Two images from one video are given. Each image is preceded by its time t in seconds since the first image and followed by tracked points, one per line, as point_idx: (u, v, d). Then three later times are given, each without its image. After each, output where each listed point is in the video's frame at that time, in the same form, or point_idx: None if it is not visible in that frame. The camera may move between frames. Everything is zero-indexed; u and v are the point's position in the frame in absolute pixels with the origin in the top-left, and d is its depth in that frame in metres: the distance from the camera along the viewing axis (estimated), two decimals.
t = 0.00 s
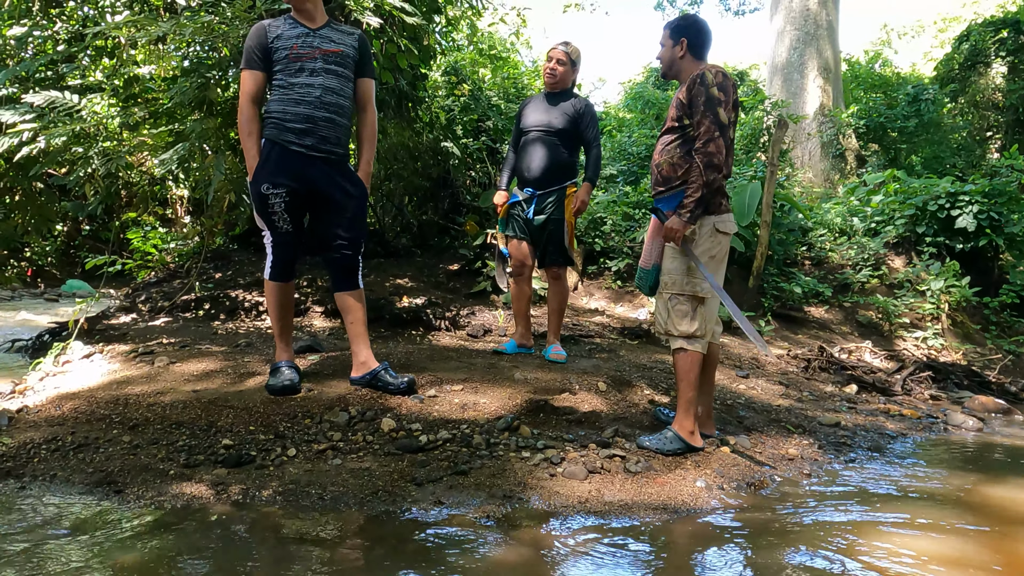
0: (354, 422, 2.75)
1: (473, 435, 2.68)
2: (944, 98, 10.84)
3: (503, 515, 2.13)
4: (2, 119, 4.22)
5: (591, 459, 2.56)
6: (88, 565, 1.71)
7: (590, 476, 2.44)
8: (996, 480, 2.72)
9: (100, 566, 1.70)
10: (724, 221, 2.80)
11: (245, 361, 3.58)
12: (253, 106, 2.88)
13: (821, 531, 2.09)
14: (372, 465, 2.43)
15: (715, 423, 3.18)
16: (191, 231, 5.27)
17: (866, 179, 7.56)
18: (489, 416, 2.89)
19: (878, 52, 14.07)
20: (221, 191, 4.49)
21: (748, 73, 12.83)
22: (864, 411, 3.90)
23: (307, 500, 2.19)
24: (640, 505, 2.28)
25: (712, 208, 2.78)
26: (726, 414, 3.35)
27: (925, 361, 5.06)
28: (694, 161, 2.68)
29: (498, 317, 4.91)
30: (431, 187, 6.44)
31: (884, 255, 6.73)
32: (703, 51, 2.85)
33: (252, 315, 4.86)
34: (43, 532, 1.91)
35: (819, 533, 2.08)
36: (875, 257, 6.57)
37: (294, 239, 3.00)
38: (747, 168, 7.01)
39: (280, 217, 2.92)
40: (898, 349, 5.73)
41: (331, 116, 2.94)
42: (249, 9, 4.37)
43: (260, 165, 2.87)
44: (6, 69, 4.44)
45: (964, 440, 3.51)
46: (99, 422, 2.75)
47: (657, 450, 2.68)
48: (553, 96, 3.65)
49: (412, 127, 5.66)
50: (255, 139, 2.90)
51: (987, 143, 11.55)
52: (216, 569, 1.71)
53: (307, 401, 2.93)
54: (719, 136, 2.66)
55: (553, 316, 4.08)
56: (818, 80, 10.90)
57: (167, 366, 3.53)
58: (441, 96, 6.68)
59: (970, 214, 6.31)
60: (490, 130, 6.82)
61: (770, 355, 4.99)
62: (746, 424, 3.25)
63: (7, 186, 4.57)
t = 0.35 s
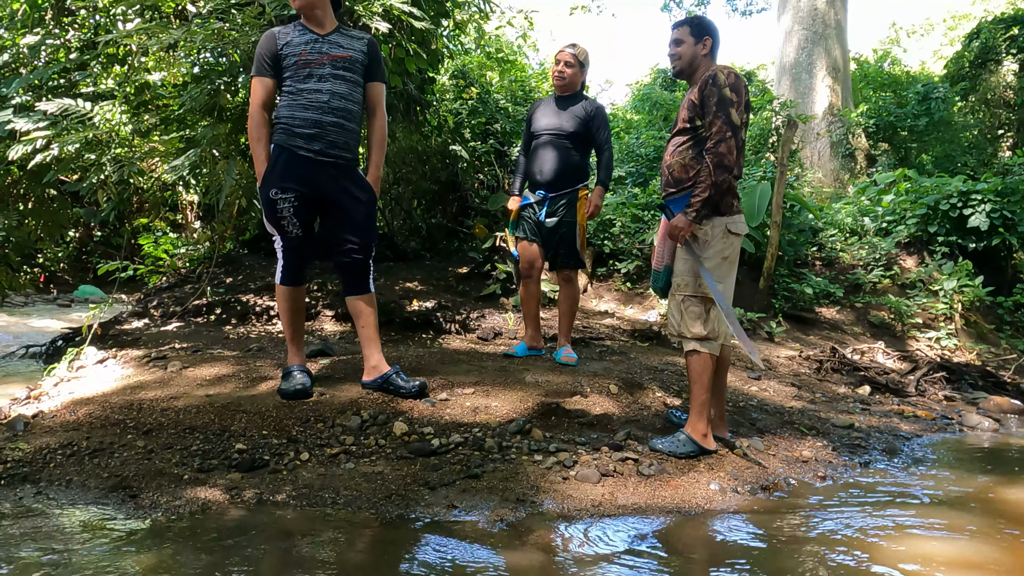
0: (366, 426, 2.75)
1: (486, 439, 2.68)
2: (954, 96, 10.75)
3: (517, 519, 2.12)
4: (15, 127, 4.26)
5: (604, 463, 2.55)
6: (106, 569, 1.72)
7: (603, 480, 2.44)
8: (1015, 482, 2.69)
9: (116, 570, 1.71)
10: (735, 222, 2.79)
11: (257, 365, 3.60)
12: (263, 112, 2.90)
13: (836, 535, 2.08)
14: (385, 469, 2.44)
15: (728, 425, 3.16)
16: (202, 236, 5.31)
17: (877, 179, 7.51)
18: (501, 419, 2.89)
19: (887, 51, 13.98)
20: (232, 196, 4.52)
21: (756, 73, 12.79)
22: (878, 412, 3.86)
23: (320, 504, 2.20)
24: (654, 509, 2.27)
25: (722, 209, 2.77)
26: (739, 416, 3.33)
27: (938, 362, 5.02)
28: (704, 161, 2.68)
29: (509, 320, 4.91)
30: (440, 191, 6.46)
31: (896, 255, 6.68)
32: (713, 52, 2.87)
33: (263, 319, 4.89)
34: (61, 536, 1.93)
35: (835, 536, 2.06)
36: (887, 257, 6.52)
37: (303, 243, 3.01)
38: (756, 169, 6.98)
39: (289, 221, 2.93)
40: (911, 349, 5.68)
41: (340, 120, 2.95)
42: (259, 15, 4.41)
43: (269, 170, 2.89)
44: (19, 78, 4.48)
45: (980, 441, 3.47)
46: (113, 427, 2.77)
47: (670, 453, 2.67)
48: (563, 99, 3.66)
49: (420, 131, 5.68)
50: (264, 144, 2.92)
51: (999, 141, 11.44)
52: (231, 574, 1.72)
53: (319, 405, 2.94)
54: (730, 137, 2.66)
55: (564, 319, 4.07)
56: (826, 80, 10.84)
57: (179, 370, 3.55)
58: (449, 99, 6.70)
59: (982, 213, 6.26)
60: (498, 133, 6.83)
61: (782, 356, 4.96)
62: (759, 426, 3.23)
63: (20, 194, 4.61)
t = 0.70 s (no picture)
0: (376, 428, 2.77)
1: (496, 440, 2.68)
2: (964, 94, 10.67)
3: (528, 521, 2.13)
4: (27, 132, 4.28)
5: (614, 464, 2.55)
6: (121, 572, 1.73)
7: (613, 481, 2.44)
8: None
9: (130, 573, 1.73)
10: (745, 223, 2.78)
11: (267, 368, 3.62)
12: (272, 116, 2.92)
13: (848, 536, 2.07)
14: (396, 471, 2.44)
15: (738, 426, 3.15)
16: (212, 239, 5.35)
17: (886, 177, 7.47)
18: (511, 421, 2.89)
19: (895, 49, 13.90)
20: (241, 200, 4.55)
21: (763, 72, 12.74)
22: (889, 412, 3.84)
23: (332, 506, 2.21)
24: (666, 510, 2.27)
25: (731, 209, 2.76)
26: (748, 417, 3.32)
27: (949, 361, 4.99)
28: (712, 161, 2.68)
29: (517, 321, 4.92)
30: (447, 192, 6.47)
31: (905, 254, 6.64)
32: (721, 53, 2.87)
33: (273, 322, 4.91)
34: (76, 539, 1.94)
35: (847, 537, 2.06)
36: (896, 256, 6.49)
37: (312, 246, 3.02)
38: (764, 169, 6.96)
39: (298, 224, 2.94)
40: (922, 349, 5.65)
41: (347, 124, 2.96)
42: (267, 19, 4.45)
43: (279, 174, 2.91)
44: (31, 83, 4.49)
45: (992, 441, 3.45)
46: (127, 429, 2.80)
47: (680, 454, 2.67)
48: (575, 101, 3.66)
49: (428, 133, 5.70)
50: (273, 148, 2.94)
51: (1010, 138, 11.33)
52: None
53: (328, 407, 2.95)
54: (739, 136, 2.65)
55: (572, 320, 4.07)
56: (834, 78, 10.80)
57: (191, 373, 3.57)
58: (455, 101, 6.72)
59: (993, 211, 6.21)
60: (504, 134, 6.85)
61: (792, 357, 4.95)
62: (770, 427, 3.21)
63: (32, 198, 4.65)
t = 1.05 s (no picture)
0: (386, 424, 2.77)
1: (505, 436, 2.68)
2: (976, 89, 10.58)
3: (538, 517, 2.12)
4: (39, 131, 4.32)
5: (623, 460, 2.55)
6: (134, 565, 1.74)
7: (623, 477, 2.43)
8: None
9: (143, 566, 1.74)
10: (757, 218, 2.76)
11: (277, 365, 3.63)
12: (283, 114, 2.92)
13: (861, 532, 2.05)
14: (405, 467, 2.45)
15: (748, 423, 3.13)
16: (222, 237, 5.38)
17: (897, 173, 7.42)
18: (520, 417, 2.89)
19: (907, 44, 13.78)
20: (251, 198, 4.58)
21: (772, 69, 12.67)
22: (901, 409, 3.81)
23: (342, 501, 2.21)
24: (676, 506, 2.26)
25: (742, 205, 2.74)
26: (759, 413, 3.30)
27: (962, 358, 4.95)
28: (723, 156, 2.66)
29: (526, 319, 4.92)
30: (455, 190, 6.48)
31: (917, 251, 6.58)
32: (730, 48, 2.85)
33: (283, 319, 4.93)
34: (90, 533, 1.96)
35: (860, 533, 2.04)
36: (907, 252, 6.44)
37: (323, 243, 3.03)
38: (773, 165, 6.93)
39: (309, 221, 2.95)
40: (933, 346, 5.60)
41: (358, 121, 2.97)
42: (276, 17, 4.48)
43: (290, 171, 2.92)
44: (44, 83, 4.54)
45: (1006, 437, 3.42)
46: (138, 425, 2.82)
47: (690, 450, 2.65)
48: (585, 96, 3.65)
49: (436, 131, 5.71)
50: (283, 146, 2.94)
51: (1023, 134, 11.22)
52: (258, 569, 1.74)
53: (338, 404, 2.96)
54: (748, 130, 2.64)
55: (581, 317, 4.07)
56: (844, 74, 10.72)
57: (201, 370, 3.59)
58: (463, 99, 6.72)
59: (1006, 207, 6.16)
60: (512, 132, 6.85)
61: (802, 354, 4.92)
62: (780, 423, 3.19)
63: (44, 198, 4.68)
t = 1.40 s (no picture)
0: (399, 421, 2.79)
1: (517, 433, 2.68)
2: (991, 85, 10.46)
3: (552, 512, 2.13)
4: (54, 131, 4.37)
5: (636, 457, 2.55)
6: (152, 559, 1.76)
7: (636, 473, 2.43)
8: None
9: (161, 559, 1.76)
10: (769, 214, 2.75)
11: (290, 362, 3.66)
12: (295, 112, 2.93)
13: (875, 528, 2.05)
14: (418, 463, 2.46)
15: (761, 420, 3.12)
16: (234, 236, 5.42)
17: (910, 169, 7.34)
18: (532, 414, 2.89)
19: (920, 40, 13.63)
20: (263, 196, 4.61)
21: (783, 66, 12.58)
22: (916, 407, 3.78)
23: (356, 497, 2.23)
24: (690, 502, 2.26)
25: (754, 202, 2.74)
26: (772, 411, 3.29)
27: (977, 355, 4.91)
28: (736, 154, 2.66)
29: (537, 316, 4.92)
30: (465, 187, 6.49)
31: (931, 248, 6.52)
32: (742, 42, 2.84)
33: (295, 317, 4.96)
34: (109, 527, 1.98)
35: (875, 529, 2.03)
36: (921, 249, 6.39)
37: (336, 240, 3.04)
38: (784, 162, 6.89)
39: (323, 219, 2.96)
40: (948, 344, 5.54)
41: (370, 118, 2.98)
42: (288, 16, 4.51)
43: (304, 169, 2.93)
44: (59, 83, 4.61)
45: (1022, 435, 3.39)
46: (154, 421, 2.84)
47: (703, 447, 2.65)
48: (594, 90, 3.64)
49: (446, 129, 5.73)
50: (297, 144, 2.95)
51: None
52: (276, 562, 1.76)
53: (351, 400, 2.97)
54: (762, 127, 2.63)
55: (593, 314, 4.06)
56: (856, 70, 10.63)
57: (215, 367, 3.62)
58: (473, 97, 6.73)
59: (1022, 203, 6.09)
60: (522, 130, 6.85)
61: (815, 352, 4.89)
62: (794, 421, 3.18)
63: (59, 197, 4.74)
